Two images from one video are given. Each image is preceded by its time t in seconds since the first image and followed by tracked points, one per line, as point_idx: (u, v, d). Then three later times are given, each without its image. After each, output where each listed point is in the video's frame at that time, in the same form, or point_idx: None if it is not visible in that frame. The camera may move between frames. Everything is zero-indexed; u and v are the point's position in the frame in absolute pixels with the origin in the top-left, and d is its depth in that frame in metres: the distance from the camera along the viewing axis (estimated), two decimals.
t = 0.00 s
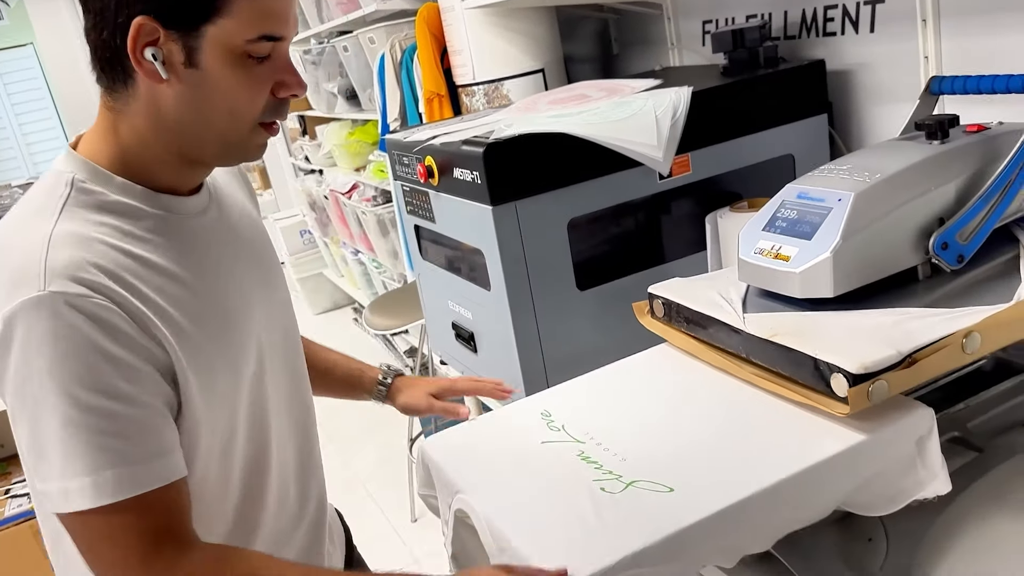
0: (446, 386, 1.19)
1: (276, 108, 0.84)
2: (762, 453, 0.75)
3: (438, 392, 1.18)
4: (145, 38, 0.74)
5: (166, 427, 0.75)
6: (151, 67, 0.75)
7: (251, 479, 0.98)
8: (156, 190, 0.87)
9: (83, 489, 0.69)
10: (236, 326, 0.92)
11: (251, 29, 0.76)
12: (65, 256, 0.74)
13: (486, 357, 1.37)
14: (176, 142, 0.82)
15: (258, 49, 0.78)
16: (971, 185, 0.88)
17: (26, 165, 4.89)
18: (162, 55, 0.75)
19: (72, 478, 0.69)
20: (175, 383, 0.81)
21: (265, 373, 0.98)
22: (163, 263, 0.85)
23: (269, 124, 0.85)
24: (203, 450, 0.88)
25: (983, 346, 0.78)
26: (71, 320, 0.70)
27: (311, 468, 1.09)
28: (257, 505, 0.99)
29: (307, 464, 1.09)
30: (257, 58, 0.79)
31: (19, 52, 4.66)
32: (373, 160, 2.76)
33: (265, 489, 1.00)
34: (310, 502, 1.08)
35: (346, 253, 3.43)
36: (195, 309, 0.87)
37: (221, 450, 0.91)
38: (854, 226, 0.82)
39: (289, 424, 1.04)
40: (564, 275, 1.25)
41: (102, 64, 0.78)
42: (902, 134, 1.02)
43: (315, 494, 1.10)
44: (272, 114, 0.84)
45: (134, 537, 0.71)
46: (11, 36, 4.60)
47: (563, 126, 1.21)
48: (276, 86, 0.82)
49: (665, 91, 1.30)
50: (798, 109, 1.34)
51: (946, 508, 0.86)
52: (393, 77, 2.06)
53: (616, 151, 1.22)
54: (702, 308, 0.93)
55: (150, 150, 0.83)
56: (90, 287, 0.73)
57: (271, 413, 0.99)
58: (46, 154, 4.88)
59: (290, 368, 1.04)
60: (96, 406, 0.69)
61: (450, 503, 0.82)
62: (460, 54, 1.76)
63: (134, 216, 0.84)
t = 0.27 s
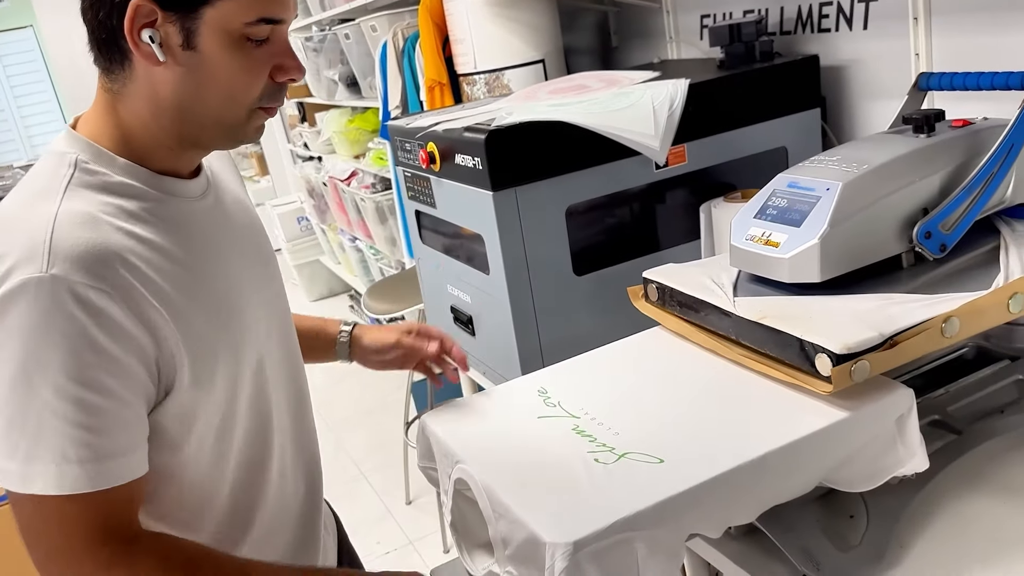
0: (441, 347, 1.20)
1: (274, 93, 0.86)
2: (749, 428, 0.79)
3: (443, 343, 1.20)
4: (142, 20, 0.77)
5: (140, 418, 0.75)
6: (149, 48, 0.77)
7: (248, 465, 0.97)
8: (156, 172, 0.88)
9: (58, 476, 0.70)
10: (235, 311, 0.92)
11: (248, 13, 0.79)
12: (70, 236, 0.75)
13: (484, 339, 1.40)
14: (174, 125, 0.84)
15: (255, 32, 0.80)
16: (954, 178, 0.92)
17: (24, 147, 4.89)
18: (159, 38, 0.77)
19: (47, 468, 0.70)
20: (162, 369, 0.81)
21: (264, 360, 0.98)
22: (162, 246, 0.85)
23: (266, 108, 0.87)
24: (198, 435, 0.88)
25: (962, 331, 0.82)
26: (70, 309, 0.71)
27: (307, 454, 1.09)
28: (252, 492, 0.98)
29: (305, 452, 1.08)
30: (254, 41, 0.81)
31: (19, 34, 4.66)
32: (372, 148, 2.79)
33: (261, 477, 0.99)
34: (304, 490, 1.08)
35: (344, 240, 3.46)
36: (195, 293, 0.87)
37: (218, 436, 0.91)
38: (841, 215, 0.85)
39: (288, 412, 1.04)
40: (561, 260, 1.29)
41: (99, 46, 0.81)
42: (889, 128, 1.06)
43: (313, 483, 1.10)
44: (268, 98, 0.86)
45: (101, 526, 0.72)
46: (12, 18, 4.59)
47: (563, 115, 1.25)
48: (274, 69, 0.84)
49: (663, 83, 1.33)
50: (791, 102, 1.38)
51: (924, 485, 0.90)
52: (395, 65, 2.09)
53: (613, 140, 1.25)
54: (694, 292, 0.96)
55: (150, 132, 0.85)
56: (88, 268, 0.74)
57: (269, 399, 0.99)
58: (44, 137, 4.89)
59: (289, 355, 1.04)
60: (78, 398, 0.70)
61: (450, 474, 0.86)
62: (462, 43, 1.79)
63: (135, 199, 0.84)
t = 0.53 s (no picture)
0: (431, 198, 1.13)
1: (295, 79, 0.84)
2: (740, 420, 0.81)
3: (466, 99, 1.12)
4: (169, 20, 0.74)
5: (161, 409, 0.75)
6: (177, 50, 0.75)
7: (265, 472, 0.93)
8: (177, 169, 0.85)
9: (80, 477, 0.70)
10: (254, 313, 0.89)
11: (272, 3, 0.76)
12: (94, 237, 0.73)
13: (480, 333, 1.43)
14: (200, 121, 0.81)
15: (279, 20, 0.78)
16: (942, 182, 0.95)
17: (17, 135, 4.87)
18: (187, 38, 0.75)
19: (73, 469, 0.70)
20: (182, 371, 0.80)
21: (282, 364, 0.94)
22: (184, 248, 0.82)
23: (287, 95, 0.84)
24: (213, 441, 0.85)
25: (947, 330, 0.85)
26: (97, 311, 0.70)
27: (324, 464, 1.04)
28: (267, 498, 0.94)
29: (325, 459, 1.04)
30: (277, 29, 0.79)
31: (14, 22, 4.64)
32: (369, 143, 2.80)
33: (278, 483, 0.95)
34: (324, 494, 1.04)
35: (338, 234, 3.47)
36: (211, 296, 0.84)
37: (235, 443, 0.88)
38: (833, 215, 0.88)
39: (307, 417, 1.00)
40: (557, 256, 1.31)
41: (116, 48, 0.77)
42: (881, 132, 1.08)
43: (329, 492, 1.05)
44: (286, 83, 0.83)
45: (113, 528, 0.72)
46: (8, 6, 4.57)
47: (562, 113, 1.27)
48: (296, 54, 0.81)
49: (661, 84, 1.36)
50: (785, 106, 1.41)
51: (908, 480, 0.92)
52: (394, 61, 2.11)
53: (611, 140, 1.28)
54: (689, 288, 0.99)
55: (173, 130, 0.82)
56: (106, 273, 0.72)
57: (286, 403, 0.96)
58: (37, 125, 4.87)
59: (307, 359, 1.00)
60: (105, 395, 0.70)
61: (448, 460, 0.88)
62: (462, 41, 1.81)
63: (156, 195, 0.82)
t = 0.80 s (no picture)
0: (485, 206, 1.22)
1: (323, 87, 0.89)
2: (732, 426, 0.83)
3: (545, 161, 1.21)
4: (203, 39, 0.78)
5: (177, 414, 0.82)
6: (212, 67, 0.79)
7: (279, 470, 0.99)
8: (199, 182, 0.90)
9: (96, 488, 0.76)
10: (263, 320, 0.93)
11: (301, 18, 0.81)
12: (94, 264, 0.78)
13: (472, 337, 1.44)
14: (224, 135, 0.86)
15: (308, 35, 0.83)
16: (928, 197, 0.98)
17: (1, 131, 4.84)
18: (222, 55, 0.79)
19: (83, 480, 0.76)
20: (192, 378, 0.85)
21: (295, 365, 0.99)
22: (192, 262, 0.87)
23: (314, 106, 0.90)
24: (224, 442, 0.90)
25: (932, 340, 0.87)
26: (97, 334, 0.75)
27: (343, 453, 1.09)
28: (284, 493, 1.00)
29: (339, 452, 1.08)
30: (307, 42, 0.84)
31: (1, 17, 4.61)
32: (359, 146, 2.81)
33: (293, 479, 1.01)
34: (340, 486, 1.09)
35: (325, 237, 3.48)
36: (219, 307, 0.88)
37: (246, 446, 0.93)
38: (823, 228, 0.90)
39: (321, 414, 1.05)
40: (550, 263, 1.33)
41: (145, 66, 0.81)
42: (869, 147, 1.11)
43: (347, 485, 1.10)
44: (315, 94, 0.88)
45: (147, 529, 0.79)
46: None
47: (557, 122, 1.29)
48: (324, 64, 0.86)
49: (654, 95, 1.38)
50: (775, 119, 1.43)
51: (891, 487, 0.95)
52: (388, 66, 2.12)
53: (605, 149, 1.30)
54: (681, 297, 1.01)
55: (198, 144, 0.87)
56: (114, 296, 0.77)
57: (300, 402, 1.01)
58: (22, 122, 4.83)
59: (320, 358, 1.04)
60: (114, 414, 0.76)
61: (482, 447, 0.92)
62: (456, 48, 1.82)
63: (170, 209, 0.86)
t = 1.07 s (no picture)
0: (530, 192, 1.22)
1: (392, 97, 0.88)
2: (712, 444, 0.84)
3: (583, 148, 1.20)
4: (287, 40, 0.77)
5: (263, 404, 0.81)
6: (293, 69, 0.78)
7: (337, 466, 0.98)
8: (268, 180, 0.88)
9: (195, 462, 0.76)
10: (331, 310, 0.92)
11: (377, 24, 0.81)
12: (183, 255, 0.77)
13: (452, 350, 1.44)
14: (296, 135, 0.84)
15: (380, 44, 0.82)
16: (905, 220, 1.00)
17: None
18: (303, 57, 0.78)
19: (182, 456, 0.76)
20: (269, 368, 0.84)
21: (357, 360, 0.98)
22: (274, 252, 0.86)
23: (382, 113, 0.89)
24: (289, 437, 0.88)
25: (909, 361, 0.88)
26: (190, 315, 0.74)
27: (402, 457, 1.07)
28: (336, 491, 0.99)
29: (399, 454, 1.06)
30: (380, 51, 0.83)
31: None
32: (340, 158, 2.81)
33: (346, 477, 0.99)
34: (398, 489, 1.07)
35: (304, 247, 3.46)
36: (293, 298, 0.87)
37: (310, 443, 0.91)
38: (802, 249, 0.92)
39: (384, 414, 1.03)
40: (533, 278, 1.34)
41: (226, 64, 0.80)
42: (848, 171, 1.13)
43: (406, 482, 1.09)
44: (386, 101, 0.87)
45: (243, 505, 0.79)
46: None
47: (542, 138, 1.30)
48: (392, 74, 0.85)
49: (637, 114, 1.40)
50: (755, 141, 1.46)
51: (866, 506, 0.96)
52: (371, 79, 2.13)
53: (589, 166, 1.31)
54: (663, 314, 1.02)
55: (270, 145, 0.85)
56: (201, 281, 0.76)
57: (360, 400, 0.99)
58: None
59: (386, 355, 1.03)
60: (207, 390, 0.75)
61: (538, 436, 0.98)
62: (443, 63, 1.82)
63: (250, 200, 0.85)
